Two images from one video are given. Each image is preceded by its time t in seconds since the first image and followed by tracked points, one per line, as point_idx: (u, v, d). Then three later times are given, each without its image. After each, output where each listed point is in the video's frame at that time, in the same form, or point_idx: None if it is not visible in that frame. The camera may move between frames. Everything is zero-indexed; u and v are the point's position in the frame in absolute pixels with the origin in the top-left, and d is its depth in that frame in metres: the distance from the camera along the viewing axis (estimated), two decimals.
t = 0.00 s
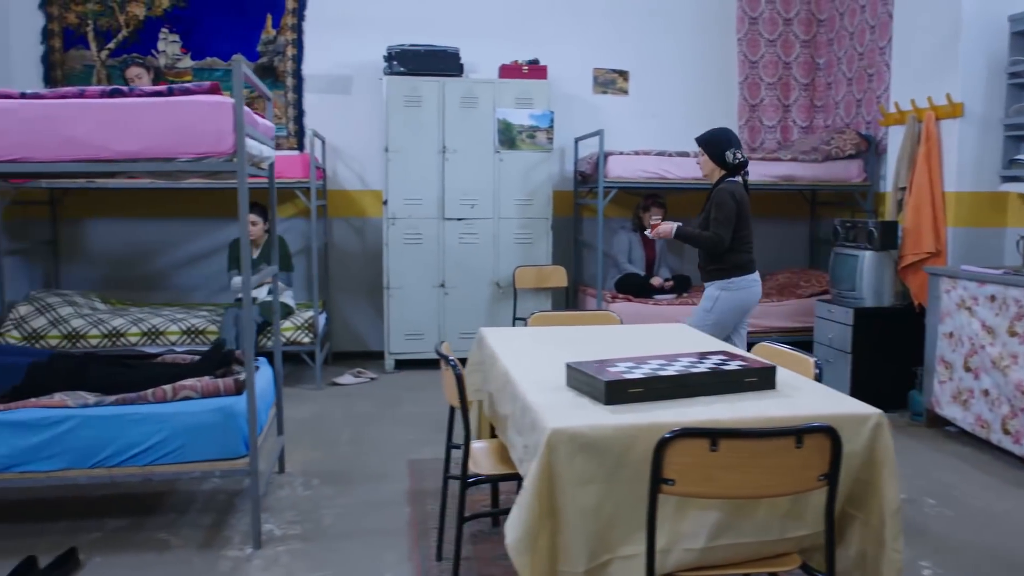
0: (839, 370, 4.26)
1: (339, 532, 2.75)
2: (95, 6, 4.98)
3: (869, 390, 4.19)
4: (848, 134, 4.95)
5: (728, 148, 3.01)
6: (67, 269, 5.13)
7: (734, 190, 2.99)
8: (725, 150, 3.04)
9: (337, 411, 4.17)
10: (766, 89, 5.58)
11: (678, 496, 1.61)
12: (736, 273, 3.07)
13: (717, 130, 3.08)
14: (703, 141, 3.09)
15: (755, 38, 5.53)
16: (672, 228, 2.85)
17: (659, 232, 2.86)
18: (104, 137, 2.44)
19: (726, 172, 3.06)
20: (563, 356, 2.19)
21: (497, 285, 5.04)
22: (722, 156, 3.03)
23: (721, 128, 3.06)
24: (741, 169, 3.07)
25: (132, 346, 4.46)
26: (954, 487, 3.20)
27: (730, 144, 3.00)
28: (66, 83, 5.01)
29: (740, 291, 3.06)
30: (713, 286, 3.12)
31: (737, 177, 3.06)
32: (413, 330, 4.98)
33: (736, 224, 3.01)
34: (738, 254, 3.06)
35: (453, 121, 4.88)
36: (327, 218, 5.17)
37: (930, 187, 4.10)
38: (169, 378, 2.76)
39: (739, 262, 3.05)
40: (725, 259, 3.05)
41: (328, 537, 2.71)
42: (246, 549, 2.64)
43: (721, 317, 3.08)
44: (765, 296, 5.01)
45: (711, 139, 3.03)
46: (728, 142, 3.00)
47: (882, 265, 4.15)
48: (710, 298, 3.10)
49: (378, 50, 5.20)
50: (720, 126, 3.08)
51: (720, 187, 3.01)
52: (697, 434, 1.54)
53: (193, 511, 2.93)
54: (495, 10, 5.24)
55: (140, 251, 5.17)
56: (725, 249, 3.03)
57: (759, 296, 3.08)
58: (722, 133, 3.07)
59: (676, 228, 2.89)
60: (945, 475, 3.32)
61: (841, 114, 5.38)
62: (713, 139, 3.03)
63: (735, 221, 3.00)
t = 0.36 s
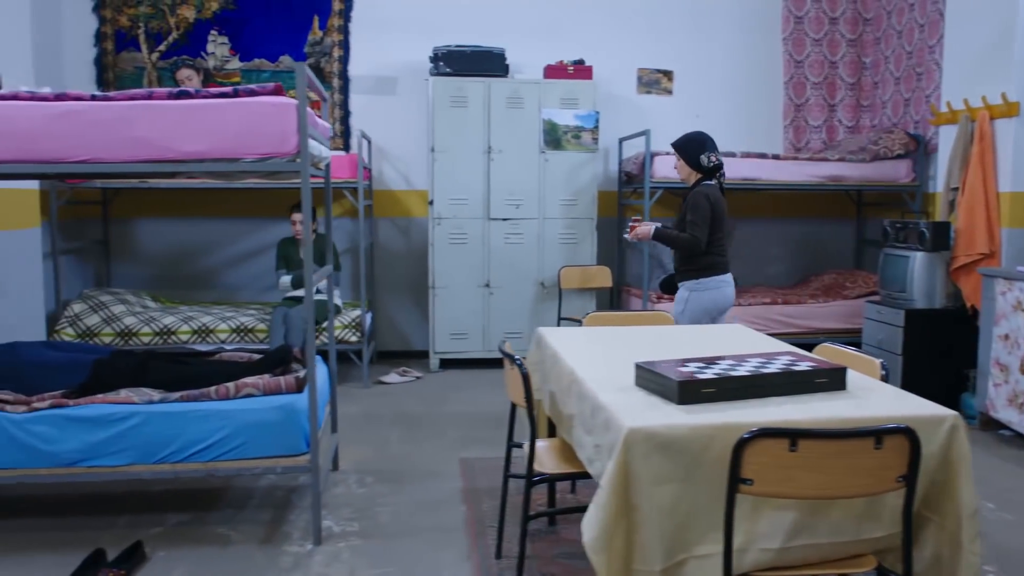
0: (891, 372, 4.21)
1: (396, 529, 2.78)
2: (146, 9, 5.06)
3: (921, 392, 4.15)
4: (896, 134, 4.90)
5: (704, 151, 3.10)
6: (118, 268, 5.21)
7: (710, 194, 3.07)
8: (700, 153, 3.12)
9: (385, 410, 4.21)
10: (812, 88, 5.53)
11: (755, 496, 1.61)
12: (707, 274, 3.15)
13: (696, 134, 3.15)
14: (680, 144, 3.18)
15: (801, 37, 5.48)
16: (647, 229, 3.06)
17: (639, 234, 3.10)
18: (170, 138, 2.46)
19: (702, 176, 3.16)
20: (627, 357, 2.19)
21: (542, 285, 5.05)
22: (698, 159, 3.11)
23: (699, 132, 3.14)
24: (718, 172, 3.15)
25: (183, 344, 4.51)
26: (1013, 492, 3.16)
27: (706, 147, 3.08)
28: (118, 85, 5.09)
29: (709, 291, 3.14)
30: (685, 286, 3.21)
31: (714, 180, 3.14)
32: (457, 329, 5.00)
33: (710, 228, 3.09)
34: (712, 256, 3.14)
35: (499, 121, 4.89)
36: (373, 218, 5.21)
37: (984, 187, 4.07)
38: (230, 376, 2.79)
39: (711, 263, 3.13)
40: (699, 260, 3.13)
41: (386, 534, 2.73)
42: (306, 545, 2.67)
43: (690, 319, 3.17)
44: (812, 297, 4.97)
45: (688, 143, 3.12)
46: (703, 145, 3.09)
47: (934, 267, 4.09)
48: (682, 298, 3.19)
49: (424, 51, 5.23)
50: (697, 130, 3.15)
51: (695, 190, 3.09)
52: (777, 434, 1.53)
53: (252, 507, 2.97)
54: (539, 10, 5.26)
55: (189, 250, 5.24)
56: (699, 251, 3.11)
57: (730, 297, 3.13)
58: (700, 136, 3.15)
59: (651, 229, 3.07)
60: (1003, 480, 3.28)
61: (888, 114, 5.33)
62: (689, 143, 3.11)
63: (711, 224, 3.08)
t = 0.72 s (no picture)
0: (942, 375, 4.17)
1: (450, 527, 2.79)
2: (192, 11, 5.12)
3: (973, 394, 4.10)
4: (943, 133, 4.86)
5: (679, 151, 3.32)
6: (163, 267, 5.27)
7: (683, 193, 3.30)
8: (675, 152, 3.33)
9: (430, 408, 4.23)
10: (855, 88, 5.48)
11: (830, 497, 1.61)
12: (685, 271, 3.44)
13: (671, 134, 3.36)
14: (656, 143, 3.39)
15: (844, 36, 5.43)
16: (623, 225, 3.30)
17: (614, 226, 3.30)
18: (231, 138, 2.50)
19: (678, 174, 3.36)
20: (690, 358, 2.19)
21: (584, 285, 5.05)
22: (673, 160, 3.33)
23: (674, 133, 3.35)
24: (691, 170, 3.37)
25: (230, 342, 4.56)
26: None
27: (680, 148, 3.30)
28: (164, 86, 5.16)
29: (694, 288, 3.44)
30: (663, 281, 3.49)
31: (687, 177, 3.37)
32: (499, 329, 5.01)
33: (683, 225, 3.34)
34: (686, 253, 3.40)
35: (541, 121, 4.91)
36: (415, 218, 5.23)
37: None
38: (286, 374, 2.82)
39: (686, 260, 3.41)
40: (675, 257, 3.41)
41: (441, 532, 2.75)
42: (363, 542, 2.69)
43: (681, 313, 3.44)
44: (856, 297, 4.96)
45: (664, 143, 3.33)
46: (677, 146, 3.31)
47: (983, 268, 4.03)
48: (668, 296, 3.47)
49: (467, 51, 5.25)
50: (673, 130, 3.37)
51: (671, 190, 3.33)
52: (853, 435, 1.53)
53: (306, 504, 2.99)
54: (581, 10, 5.26)
55: (233, 249, 5.29)
56: (675, 248, 3.39)
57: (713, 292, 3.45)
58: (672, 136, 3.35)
59: (626, 226, 3.31)
60: None
61: (933, 114, 5.27)
62: (664, 144, 3.33)
63: (683, 223, 3.33)
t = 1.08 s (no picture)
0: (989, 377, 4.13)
1: (500, 526, 2.80)
2: (234, 12, 5.16)
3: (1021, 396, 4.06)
4: (987, 133, 4.81)
5: (650, 148, 3.49)
6: (205, 266, 5.32)
7: (654, 189, 3.50)
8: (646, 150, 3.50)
9: (471, 407, 4.24)
10: (896, 87, 5.43)
11: (903, 499, 1.60)
12: (653, 266, 3.60)
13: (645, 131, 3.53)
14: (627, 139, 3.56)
15: (885, 35, 5.39)
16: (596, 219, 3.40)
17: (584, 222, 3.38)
18: (288, 139, 2.51)
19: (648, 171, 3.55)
20: (750, 359, 2.18)
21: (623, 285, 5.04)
22: (644, 156, 3.50)
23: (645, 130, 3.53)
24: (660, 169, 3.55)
25: (272, 341, 4.60)
26: None
27: (652, 145, 3.47)
28: (207, 87, 5.21)
29: (657, 284, 3.58)
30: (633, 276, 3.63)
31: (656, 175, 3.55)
32: (538, 329, 5.02)
33: (653, 220, 3.52)
34: (655, 248, 3.58)
35: (581, 121, 4.90)
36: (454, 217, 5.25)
37: None
38: (337, 372, 2.84)
39: (654, 255, 3.58)
40: (643, 252, 3.57)
41: (491, 531, 2.76)
42: (414, 540, 2.70)
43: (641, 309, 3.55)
44: (897, 298, 4.93)
45: (635, 140, 3.49)
46: (648, 144, 3.47)
47: None
48: (632, 289, 3.60)
49: (506, 51, 5.26)
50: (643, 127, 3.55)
51: (642, 185, 3.51)
52: (928, 437, 1.52)
53: (356, 502, 3.01)
54: (620, 10, 5.25)
55: (273, 249, 5.33)
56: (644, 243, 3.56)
57: (675, 289, 3.61)
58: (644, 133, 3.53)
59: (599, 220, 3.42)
60: None
61: (977, 113, 5.21)
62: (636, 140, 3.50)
63: (653, 218, 3.51)
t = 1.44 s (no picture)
0: None
1: (543, 525, 2.80)
2: (268, 13, 5.19)
3: None
4: None
5: (611, 153, 3.61)
6: (238, 265, 5.36)
7: (613, 192, 3.60)
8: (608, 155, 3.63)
9: (505, 407, 4.25)
10: (930, 86, 5.37)
11: (968, 501, 1.58)
12: (610, 268, 3.67)
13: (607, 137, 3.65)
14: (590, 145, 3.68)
15: (920, 33, 5.34)
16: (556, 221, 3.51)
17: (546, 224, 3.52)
18: (334, 140, 2.53)
19: (609, 176, 3.66)
20: (800, 361, 2.18)
21: (655, 285, 5.03)
22: (605, 161, 3.62)
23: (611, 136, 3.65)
24: (622, 174, 3.66)
25: (306, 340, 4.62)
26: None
27: (612, 150, 3.60)
28: (240, 87, 5.24)
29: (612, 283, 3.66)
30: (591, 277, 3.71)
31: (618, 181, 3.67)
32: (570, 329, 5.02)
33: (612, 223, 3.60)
34: (613, 251, 3.65)
35: (613, 121, 4.90)
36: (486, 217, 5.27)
37: None
38: (380, 372, 2.86)
39: (613, 258, 3.66)
40: (602, 254, 3.65)
41: (534, 530, 2.77)
42: (458, 539, 2.71)
43: (590, 308, 3.63)
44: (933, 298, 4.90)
45: (598, 144, 3.62)
46: (609, 149, 3.60)
47: None
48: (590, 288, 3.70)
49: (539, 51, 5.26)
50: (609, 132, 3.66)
51: (603, 189, 3.61)
52: (993, 439, 1.50)
53: (398, 501, 3.03)
54: (652, 9, 5.24)
55: (305, 248, 5.36)
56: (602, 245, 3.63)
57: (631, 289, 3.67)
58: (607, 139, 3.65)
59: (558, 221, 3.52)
60: None
61: (1015, 111, 5.12)
62: (601, 144, 3.62)
63: (611, 221, 3.59)
